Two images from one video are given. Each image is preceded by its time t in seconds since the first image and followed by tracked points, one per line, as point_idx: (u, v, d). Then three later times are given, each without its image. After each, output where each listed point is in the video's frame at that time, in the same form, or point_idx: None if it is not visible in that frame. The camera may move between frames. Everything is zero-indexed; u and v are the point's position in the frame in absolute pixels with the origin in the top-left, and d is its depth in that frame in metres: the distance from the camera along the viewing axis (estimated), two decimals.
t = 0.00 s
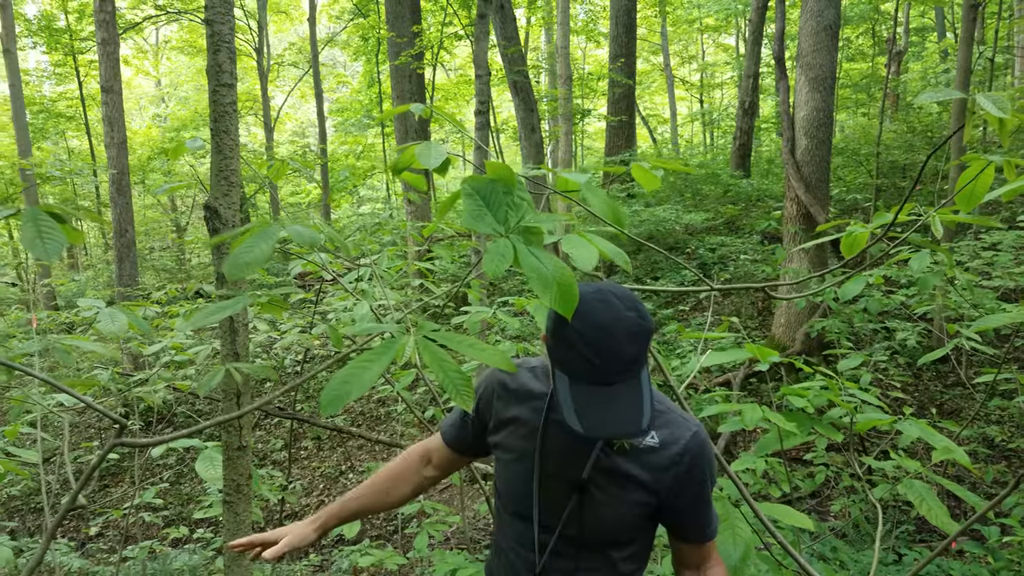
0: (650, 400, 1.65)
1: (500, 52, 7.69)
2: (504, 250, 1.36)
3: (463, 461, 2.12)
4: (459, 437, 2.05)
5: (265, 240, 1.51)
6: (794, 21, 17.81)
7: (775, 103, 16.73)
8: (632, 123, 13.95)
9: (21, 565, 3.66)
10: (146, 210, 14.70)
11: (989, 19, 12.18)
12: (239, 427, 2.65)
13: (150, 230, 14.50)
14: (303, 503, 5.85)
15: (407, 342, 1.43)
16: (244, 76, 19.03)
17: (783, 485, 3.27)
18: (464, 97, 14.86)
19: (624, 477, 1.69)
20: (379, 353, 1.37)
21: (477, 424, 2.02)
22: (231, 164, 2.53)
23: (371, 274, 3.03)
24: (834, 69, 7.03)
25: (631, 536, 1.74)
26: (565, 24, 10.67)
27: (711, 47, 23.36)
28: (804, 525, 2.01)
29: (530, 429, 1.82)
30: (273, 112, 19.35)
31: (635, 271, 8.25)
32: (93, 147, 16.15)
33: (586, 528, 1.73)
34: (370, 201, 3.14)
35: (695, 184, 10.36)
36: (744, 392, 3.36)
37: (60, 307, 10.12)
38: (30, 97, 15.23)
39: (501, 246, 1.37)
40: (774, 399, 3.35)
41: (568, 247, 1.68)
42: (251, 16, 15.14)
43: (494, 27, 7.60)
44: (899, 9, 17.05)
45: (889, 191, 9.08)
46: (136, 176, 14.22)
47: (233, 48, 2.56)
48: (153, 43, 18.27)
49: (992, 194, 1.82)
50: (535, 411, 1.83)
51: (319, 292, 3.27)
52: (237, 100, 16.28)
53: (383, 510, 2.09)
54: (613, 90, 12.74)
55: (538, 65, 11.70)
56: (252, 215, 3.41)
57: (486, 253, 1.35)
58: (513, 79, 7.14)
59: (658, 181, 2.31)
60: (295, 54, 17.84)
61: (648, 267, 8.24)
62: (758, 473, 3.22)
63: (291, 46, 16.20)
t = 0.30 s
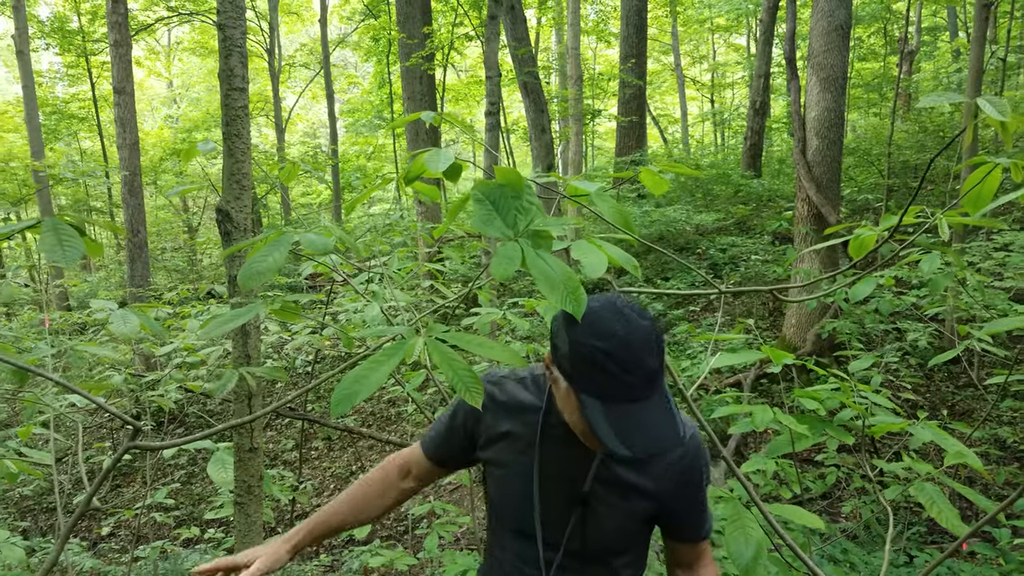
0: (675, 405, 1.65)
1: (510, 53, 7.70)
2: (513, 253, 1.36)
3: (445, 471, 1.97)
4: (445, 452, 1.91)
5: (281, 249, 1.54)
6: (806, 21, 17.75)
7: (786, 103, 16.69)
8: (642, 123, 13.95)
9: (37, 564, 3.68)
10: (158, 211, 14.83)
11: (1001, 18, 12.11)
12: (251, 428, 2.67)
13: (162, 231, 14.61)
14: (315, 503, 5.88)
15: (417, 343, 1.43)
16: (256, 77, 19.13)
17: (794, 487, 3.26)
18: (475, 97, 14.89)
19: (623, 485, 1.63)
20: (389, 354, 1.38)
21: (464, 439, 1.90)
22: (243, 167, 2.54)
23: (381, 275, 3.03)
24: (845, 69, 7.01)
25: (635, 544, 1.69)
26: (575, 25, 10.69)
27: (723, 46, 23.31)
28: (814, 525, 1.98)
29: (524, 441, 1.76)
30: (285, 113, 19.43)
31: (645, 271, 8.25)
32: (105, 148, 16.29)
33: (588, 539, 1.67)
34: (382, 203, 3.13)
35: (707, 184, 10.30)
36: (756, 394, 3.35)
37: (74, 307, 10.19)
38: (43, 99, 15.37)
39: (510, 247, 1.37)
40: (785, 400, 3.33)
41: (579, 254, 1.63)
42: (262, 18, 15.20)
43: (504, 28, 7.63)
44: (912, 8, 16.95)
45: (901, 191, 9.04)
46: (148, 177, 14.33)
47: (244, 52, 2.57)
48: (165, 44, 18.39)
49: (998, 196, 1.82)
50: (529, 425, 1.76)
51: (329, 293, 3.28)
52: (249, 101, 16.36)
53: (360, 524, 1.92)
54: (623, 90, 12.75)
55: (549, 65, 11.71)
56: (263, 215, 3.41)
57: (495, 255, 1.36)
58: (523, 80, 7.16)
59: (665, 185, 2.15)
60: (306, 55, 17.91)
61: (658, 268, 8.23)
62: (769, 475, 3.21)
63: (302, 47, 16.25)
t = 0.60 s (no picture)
0: (659, 402, 1.62)
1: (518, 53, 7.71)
2: (511, 252, 1.38)
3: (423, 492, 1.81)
4: (418, 476, 1.74)
5: (284, 245, 1.55)
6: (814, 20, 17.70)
7: (794, 102, 16.66)
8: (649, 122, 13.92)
9: (46, 562, 3.70)
10: (167, 210, 14.91)
11: (1010, 18, 12.07)
12: (258, 428, 2.66)
13: (170, 230, 14.68)
14: (322, 502, 5.92)
15: (420, 342, 1.41)
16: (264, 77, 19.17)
17: (801, 488, 3.25)
18: (482, 97, 14.89)
19: (611, 487, 1.58)
20: (393, 355, 1.36)
21: (434, 462, 1.73)
22: (252, 168, 2.54)
23: (388, 276, 3.03)
24: (853, 69, 7.00)
25: (625, 540, 1.67)
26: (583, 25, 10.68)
27: (731, 46, 23.25)
28: (819, 526, 1.97)
29: (501, 456, 1.64)
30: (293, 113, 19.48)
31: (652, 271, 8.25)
32: (114, 148, 16.35)
33: (580, 545, 1.62)
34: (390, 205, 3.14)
35: (714, 184, 10.31)
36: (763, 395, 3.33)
37: (84, 306, 10.23)
38: (52, 98, 15.44)
39: (509, 246, 1.38)
40: (792, 401, 3.32)
41: (582, 252, 1.63)
42: (270, 17, 15.22)
43: (512, 28, 7.66)
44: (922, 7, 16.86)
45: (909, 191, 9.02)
46: (158, 177, 14.40)
47: (253, 54, 2.57)
48: (174, 44, 18.46)
49: (1004, 199, 1.81)
50: (504, 438, 1.64)
51: (336, 293, 3.28)
52: (257, 101, 16.39)
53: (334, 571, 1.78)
54: (631, 90, 12.75)
55: (557, 65, 11.70)
56: (271, 214, 3.41)
57: (494, 255, 1.36)
58: (531, 80, 7.16)
59: (669, 186, 2.11)
60: (314, 55, 17.94)
61: (665, 268, 8.23)
62: (775, 476, 3.20)
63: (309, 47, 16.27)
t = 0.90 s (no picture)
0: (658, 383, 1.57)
1: (524, 51, 7.71)
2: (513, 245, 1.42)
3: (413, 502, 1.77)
4: (408, 487, 1.70)
5: (288, 238, 1.55)
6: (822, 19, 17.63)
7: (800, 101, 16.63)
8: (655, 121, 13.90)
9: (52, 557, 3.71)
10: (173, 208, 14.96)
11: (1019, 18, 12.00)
12: (263, 426, 2.66)
13: (176, 229, 14.73)
14: (328, 499, 5.94)
15: (410, 333, 1.43)
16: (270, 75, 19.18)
17: (805, 488, 3.24)
18: (488, 95, 14.88)
19: (608, 464, 1.64)
20: (387, 349, 1.38)
21: (425, 468, 1.68)
22: (258, 165, 2.54)
23: (393, 273, 3.02)
24: (859, 68, 6.98)
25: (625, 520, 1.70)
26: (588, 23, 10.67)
27: (738, 45, 23.18)
28: (823, 526, 1.96)
29: (497, 449, 1.63)
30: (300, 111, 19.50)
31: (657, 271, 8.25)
32: (121, 146, 16.40)
33: (585, 528, 1.62)
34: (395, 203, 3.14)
35: (721, 183, 10.28)
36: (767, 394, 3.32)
37: (91, 303, 10.26)
38: (59, 96, 15.50)
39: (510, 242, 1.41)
40: (798, 400, 3.30)
41: (584, 245, 1.64)
42: (276, 16, 15.22)
43: (518, 27, 7.65)
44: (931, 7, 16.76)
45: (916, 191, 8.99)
46: (164, 175, 14.45)
47: (259, 51, 2.57)
48: (181, 43, 18.51)
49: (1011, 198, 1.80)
50: (496, 432, 1.64)
51: (342, 291, 3.28)
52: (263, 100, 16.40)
53: None
54: (637, 89, 12.73)
55: (563, 63, 11.67)
56: (276, 211, 3.41)
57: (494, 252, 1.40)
58: (537, 79, 7.16)
59: (673, 184, 2.10)
60: (320, 54, 17.96)
61: (671, 267, 8.22)
62: (780, 475, 3.19)
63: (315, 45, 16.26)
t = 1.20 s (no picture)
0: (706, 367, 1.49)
1: (532, 51, 7.71)
2: (529, 245, 1.42)
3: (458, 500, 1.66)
4: (451, 481, 1.60)
5: (300, 239, 1.56)
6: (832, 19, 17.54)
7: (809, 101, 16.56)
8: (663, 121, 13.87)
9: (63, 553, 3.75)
10: (183, 207, 15.07)
11: None
12: (273, 424, 2.67)
13: (186, 228, 14.84)
14: (336, 497, 5.97)
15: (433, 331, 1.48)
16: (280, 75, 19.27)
17: (815, 489, 3.22)
18: (497, 95, 14.90)
19: (656, 466, 1.51)
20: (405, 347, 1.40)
21: (467, 462, 1.59)
22: (269, 165, 2.55)
23: (403, 272, 3.03)
24: (871, 68, 6.94)
25: (674, 529, 1.55)
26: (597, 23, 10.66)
27: (748, 44, 23.08)
28: (835, 528, 1.94)
29: (541, 443, 1.52)
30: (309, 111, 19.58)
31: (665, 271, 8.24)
32: (131, 145, 16.51)
33: (630, 534, 1.49)
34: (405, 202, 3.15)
35: (730, 183, 10.25)
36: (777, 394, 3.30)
37: (102, 301, 10.35)
38: (71, 96, 15.64)
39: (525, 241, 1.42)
40: (808, 401, 3.29)
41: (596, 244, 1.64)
42: (286, 16, 15.27)
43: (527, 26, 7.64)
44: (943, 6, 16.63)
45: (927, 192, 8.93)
46: (174, 174, 14.55)
47: (271, 51, 2.58)
48: (192, 43, 18.62)
49: None
50: (540, 424, 1.53)
51: (351, 289, 3.29)
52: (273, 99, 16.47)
53: None
54: (646, 89, 12.71)
55: (572, 63, 11.67)
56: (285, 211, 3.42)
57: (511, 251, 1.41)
58: (546, 78, 7.15)
59: (685, 181, 2.09)
60: (329, 54, 18.03)
61: (679, 267, 8.21)
62: (790, 476, 3.17)
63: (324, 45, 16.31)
